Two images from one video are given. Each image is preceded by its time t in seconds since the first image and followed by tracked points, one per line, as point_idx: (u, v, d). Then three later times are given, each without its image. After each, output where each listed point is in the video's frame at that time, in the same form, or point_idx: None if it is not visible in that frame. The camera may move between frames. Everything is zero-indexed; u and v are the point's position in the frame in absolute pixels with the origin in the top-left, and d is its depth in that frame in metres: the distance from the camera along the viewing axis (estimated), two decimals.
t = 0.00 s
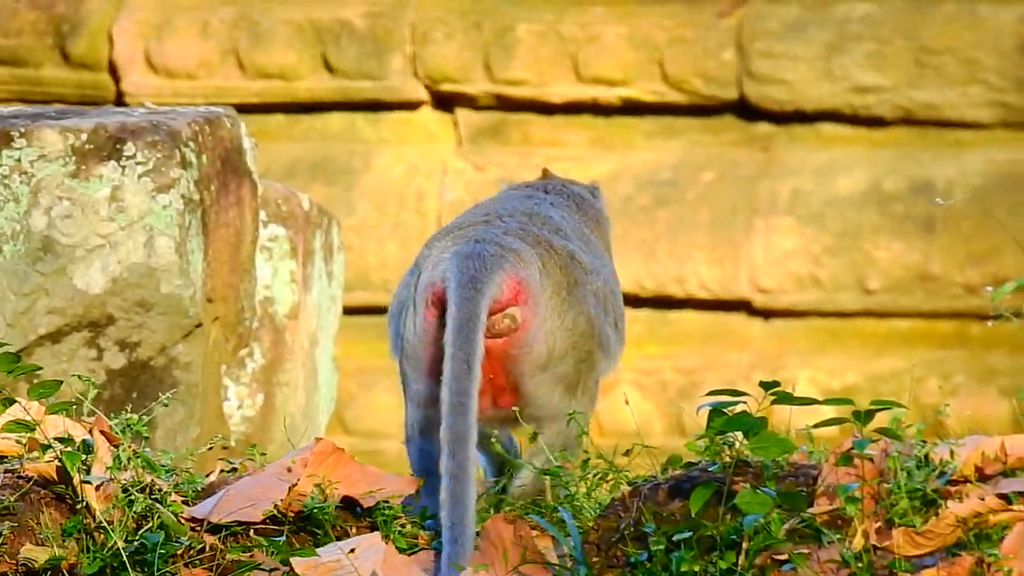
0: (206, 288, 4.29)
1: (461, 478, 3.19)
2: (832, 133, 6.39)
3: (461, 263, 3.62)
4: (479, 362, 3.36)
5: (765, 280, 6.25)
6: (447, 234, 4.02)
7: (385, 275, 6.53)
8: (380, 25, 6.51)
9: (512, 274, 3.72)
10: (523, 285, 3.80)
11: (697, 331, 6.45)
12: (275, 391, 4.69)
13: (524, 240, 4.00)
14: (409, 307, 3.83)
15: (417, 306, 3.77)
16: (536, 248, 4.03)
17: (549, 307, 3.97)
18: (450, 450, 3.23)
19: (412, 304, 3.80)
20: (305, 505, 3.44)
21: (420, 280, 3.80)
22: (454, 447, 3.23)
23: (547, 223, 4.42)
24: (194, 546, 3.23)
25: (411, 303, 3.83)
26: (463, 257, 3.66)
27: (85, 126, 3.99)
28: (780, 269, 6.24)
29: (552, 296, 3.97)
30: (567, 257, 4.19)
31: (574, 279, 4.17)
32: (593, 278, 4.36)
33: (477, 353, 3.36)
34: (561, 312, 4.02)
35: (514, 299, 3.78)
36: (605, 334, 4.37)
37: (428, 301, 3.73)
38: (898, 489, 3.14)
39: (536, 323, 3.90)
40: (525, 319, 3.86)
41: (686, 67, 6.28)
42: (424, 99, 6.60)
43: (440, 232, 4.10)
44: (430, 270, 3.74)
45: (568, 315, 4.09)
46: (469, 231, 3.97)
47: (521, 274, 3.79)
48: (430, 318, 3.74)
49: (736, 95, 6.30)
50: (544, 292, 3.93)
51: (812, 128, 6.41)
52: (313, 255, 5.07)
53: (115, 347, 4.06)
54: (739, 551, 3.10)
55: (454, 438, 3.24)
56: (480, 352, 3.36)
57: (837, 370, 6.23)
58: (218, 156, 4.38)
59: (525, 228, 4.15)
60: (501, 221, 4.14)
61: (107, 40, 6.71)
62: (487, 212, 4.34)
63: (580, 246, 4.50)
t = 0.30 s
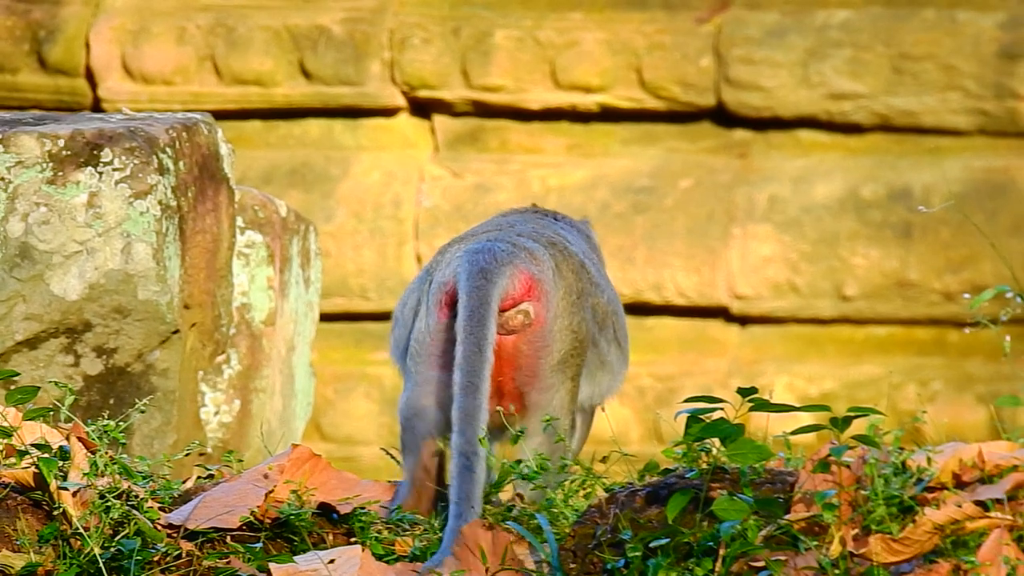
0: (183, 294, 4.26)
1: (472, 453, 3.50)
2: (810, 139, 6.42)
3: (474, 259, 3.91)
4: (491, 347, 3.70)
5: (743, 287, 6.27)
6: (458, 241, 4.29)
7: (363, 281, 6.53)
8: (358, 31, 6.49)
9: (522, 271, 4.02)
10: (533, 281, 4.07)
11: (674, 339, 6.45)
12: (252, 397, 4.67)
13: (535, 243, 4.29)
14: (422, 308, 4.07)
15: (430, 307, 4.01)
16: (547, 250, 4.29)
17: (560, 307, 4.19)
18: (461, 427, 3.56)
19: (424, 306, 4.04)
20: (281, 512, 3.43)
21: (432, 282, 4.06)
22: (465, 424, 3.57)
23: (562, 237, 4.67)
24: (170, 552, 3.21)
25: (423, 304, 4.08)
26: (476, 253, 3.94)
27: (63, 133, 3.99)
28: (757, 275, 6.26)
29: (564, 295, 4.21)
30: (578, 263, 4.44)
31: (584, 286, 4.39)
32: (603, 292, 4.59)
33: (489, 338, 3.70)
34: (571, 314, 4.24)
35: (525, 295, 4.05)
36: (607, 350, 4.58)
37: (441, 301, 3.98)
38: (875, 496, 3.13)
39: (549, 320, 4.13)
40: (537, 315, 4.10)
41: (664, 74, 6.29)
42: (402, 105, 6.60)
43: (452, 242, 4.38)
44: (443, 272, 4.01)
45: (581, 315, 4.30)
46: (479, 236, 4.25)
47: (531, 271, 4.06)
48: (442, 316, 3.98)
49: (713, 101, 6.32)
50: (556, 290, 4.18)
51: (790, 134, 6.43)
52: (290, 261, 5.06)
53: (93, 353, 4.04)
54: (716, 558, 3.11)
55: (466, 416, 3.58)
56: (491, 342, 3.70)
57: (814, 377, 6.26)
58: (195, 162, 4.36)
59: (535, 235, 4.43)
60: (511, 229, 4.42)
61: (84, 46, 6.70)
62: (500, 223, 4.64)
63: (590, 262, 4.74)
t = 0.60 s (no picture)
0: (146, 296, 4.23)
1: (418, 454, 3.43)
2: (774, 141, 6.45)
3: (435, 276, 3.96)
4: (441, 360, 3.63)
5: (706, 289, 6.31)
6: (431, 253, 4.36)
7: (327, 284, 6.54)
8: (321, 33, 6.47)
9: (484, 285, 4.05)
10: (497, 293, 4.10)
11: (638, 341, 6.47)
12: (215, 400, 4.64)
13: (506, 254, 4.32)
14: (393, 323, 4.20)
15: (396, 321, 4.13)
16: (518, 262, 4.32)
17: (526, 319, 4.22)
18: (409, 433, 3.48)
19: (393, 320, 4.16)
20: (245, 515, 3.41)
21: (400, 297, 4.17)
22: (413, 429, 3.48)
23: (544, 244, 4.69)
24: (134, 554, 3.20)
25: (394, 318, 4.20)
26: (436, 270, 4.00)
27: (25, 134, 3.94)
28: (721, 277, 6.30)
29: (530, 305, 4.25)
30: (553, 273, 4.45)
31: (557, 296, 4.40)
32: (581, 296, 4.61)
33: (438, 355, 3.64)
34: (539, 326, 4.27)
35: (488, 308, 4.08)
36: (589, 354, 4.60)
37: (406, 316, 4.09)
38: (838, 498, 3.11)
39: (515, 331, 4.19)
40: (502, 327, 4.15)
41: (628, 76, 6.32)
42: (365, 107, 6.60)
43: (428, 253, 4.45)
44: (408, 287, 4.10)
45: (552, 325, 4.33)
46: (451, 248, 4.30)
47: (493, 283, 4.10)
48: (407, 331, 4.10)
49: (677, 103, 6.35)
50: (522, 302, 4.22)
51: (754, 137, 6.46)
52: (252, 263, 5.05)
53: (56, 355, 4.00)
54: (678, 560, 3.12)
55: (414, 422, 3.50)
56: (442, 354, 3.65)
57: (777, 379, 6.30)
58: (158, 165, 4.33)
59: (511, 245, 4.45)
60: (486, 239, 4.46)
61: (47, 48, 6.65)
62: (480, 232, 4.68)
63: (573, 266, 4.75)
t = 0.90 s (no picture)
0: (102, 296, 4.21)
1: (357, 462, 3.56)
2: (730, 142, 6.48)
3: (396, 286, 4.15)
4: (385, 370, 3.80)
5: (663, 289, 6.35)
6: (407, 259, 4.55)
7: (282, 284, 6.53)
8: (277, 33, 6.46)
9: (446, 294, 4.22)
10: (462, 305, 4.29)
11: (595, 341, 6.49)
12: (171, 400, 4.62)
13: (477, 262, 4.48)
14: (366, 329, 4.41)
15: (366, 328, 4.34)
16: (488, 271, 4.48)
17: (491, 328, 4.39)
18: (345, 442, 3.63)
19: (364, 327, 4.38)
20: (201, 515, 3.38)
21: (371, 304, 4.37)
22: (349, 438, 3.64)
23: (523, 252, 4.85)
24: (89, 554, 3.21)
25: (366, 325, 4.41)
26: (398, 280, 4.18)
27: None
28: (677, 277, 6.33)
29: (497, 316, 4.42)
30: (524, 282, 4.61)
31: (525, 306, 4.57)
32: (553, 303, 4.79)
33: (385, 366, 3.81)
34: (506, 335, 4.44)
35: (450, 318, 4.25)
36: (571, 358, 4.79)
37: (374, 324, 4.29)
38: (795, 499, 3.11)
39: (481, 341, 4.37)
40: (467, 337, 4.34)
41: (585, 76, 6.32)
42: (322, 108, 6.58)
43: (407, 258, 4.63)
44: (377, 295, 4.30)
45: (519, 334, 4.49)
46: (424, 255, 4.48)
47: (459, 294, 4.28)
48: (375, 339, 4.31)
49: (633, 103, 6.37)
50: (486, 312, 4.38)
51: (710, 137, 6.49)
52: (209, 263, 5.02)
53: (11, 355, 3.97)
54: (635, 560, 3.12)
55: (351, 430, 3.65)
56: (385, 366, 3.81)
57: (734, 380, 6.35)
58: (115, 165, 4.30)
59: (487, 252, 4.62)
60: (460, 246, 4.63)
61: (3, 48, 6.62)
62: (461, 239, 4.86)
63: (549, 276, 4.93)
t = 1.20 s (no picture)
0: (54, 295, 4.18)
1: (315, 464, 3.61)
2: (683, 141, 6.50)
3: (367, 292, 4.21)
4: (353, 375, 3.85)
5: (616, 288, 6.37)
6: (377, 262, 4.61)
7: (235, 283, 6.50)
8: (230, 32, 6.45)
9: (413, 303, 4.29)
10: (431, 313, 4.36)
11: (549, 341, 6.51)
12: (124, 399, 4.59)
13: (445, 271, 4.55)
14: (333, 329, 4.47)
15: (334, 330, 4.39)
16: (455, 280, 4.55)
17: (456, 337, 4.47)
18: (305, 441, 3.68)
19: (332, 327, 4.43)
20: (155, 513, 3.35)
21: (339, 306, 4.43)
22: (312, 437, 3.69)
23: (491, 258, 4.92)
24: (43, 553, 3.17)
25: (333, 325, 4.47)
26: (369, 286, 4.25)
27: None
28: (630, 276, 6.35)
29: (463, 325, 4.50)
30: (491, 291, 4.69)
31: (492, 314, 4.65)
32: (521, 309, 4.85)
33: (354, 370, 3.87)
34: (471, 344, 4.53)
35: (417, 325, 4.32)
36: (536, 366, 4.87)
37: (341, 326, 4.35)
38: (749, 498, 3.13)
39: (447, 351, 4.47)
40: (434, 346, 4.42)
41: (538, 76, 6.33)
42: (276, 107, 6.58)
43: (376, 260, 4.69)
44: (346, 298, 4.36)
45: (483, 345, 4.59)
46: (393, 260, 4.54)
47: (427, 304, 4.36)
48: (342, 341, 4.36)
49: (586, 102, 6.38)
50: (453, 320, 4.46)
51: (663, 136, 6.51)
52: (162, 262, 5.00)
53: None
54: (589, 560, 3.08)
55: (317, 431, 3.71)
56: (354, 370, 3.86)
57: (687, 379, 6.38)
58: (69, 163, 4.26)
59: (454, 260, 4.69)
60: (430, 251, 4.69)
61: None
62: (431, 241, 4.92)
63: (516, 281, 4.96)
